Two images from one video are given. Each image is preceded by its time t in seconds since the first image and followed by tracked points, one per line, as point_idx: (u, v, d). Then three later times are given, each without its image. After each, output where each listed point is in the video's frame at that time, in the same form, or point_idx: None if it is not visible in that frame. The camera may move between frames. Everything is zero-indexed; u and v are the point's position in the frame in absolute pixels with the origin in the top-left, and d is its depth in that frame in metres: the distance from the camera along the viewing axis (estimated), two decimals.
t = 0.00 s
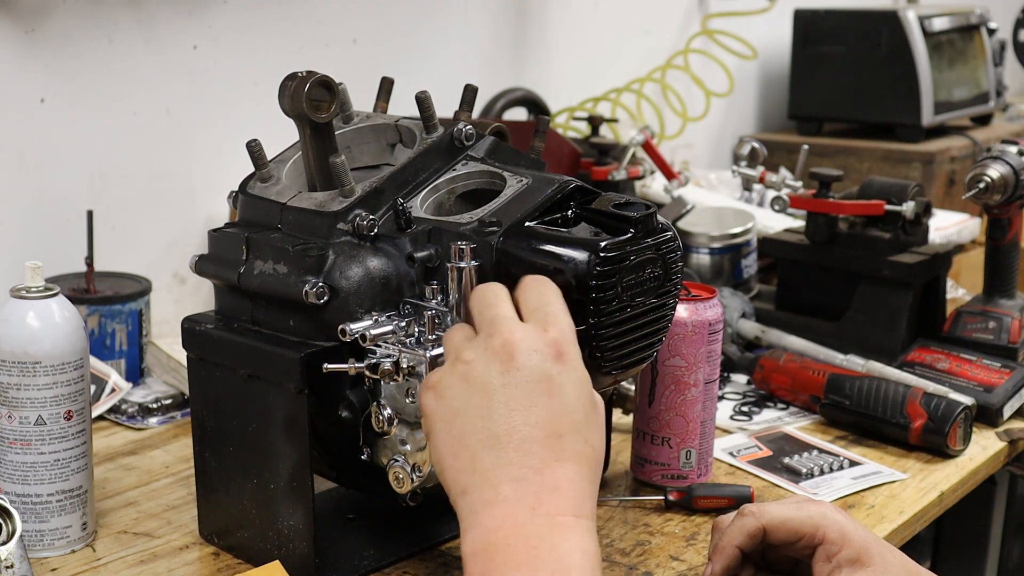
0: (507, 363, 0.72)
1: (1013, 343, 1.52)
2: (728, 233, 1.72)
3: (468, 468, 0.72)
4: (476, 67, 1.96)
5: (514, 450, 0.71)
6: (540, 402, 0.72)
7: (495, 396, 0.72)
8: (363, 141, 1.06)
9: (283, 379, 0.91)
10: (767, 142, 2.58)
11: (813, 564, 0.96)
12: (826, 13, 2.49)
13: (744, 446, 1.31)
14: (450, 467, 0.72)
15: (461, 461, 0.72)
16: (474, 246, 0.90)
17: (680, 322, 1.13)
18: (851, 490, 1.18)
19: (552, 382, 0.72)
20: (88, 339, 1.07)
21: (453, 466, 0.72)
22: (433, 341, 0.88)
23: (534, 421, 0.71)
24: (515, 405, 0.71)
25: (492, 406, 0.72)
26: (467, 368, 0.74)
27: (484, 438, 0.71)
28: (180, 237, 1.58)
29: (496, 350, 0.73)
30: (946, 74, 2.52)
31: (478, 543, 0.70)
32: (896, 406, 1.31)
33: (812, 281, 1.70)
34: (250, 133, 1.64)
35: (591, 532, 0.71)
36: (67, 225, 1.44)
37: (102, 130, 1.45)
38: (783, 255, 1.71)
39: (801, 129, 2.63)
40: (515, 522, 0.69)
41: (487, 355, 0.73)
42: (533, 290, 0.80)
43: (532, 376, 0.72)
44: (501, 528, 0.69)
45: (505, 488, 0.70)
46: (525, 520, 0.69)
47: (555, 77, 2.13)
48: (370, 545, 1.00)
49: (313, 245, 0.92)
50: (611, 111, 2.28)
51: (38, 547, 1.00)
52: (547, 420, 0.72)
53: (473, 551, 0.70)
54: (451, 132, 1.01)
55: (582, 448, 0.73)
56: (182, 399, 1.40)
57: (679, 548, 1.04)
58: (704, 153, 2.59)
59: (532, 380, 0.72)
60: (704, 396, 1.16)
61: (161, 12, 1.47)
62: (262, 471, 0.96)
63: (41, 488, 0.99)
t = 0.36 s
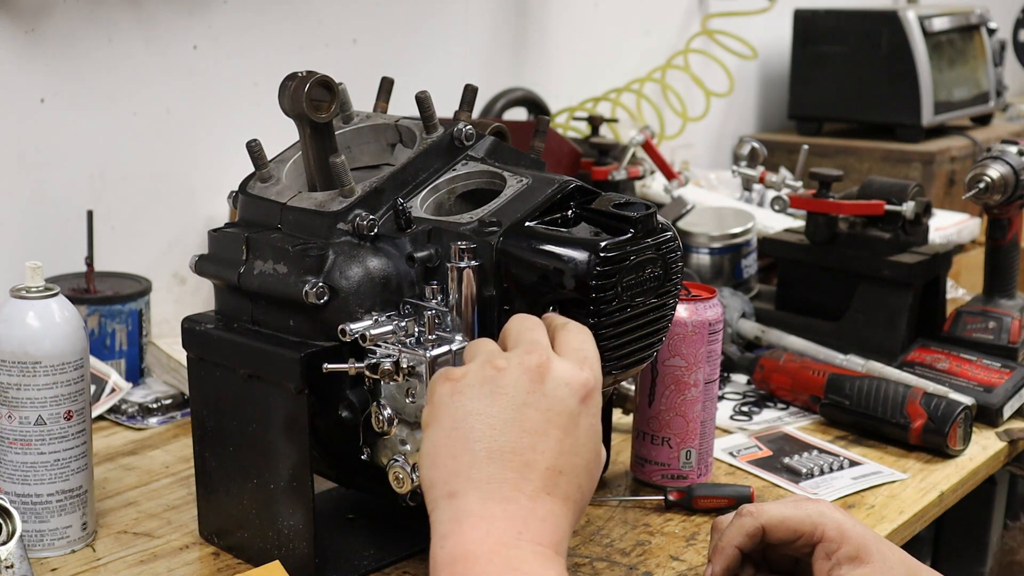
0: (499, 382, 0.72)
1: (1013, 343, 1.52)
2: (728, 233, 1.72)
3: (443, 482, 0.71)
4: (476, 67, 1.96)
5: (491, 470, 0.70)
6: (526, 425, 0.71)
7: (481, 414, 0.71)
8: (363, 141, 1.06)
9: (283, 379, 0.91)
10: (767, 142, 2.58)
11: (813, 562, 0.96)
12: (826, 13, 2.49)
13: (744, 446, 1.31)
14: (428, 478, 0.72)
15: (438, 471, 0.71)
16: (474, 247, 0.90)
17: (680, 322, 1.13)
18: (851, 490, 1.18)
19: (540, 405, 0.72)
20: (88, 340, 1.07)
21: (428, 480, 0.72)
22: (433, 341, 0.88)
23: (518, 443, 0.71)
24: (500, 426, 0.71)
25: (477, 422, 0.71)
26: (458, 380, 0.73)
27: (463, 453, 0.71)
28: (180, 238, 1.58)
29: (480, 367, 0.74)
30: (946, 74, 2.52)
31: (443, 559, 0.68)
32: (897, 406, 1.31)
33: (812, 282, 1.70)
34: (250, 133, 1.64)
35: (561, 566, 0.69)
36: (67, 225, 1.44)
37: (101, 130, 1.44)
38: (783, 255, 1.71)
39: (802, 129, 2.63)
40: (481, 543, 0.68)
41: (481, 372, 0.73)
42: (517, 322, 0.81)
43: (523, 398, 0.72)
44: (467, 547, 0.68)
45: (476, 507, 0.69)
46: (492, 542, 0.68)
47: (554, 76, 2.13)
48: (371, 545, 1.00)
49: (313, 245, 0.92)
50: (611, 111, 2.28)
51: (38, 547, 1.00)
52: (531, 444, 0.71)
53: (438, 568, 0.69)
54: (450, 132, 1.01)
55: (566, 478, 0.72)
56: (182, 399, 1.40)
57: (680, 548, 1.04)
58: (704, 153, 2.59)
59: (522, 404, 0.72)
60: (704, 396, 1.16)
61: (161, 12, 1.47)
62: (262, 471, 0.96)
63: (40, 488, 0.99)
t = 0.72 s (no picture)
0: (514, 370, 0.74)
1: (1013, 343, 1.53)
2: (729, 233, 1.72)
3: (438, 454, 0.70)
4: (475, 67, 1.96)
5: (491, 450, 0.70)
6: (532, 418, 0.72)
7: (491, 396, 0.72)
8: (363, 141, 1.06)
9: (283, 379, 0.91)
10: (767, 142, 2.58)
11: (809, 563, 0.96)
12: (826, 13, 2.49)
13: (744, 446, 1.31)
14: (424, 451, 0.71)
15: (438, 441, 0.70)
16: (474, 247, 0.90)
17: (680, 322, 1.13)
18: (851, 490, 1.18)
19: (549, 403, 0.73)
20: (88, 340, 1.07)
21: (423, 454, 0.71)
22: (433, 341, 0.88)
23: (521, 432, 0.71)
24: (507, 412, 0.72)
25: (486, 404, 0.72)
26: (474, 361, 0.75)
27: (468, 429, 0.71)
28: (180, 238, 1.58)
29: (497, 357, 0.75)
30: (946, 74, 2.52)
31: (429, 525, 0.67)
32: (897, 406, 1.31)
33: (812, 281, 1.70)
34: (250, 133, 1.64)
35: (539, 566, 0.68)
36: (67, 225, 1.44)
37: (101, 130, 1.44)
38: (783, 255, 1.71)
39: (802, 129, 2.63)
40: (471, 516, 0.67)
41: (497, 361, 0.75)
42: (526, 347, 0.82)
43: (533, 391, 0.73)
44: (455, 519, 0.66)
45: (470, 483, 0.68)
46: (481, 518, 0.67)
47: (554, 76, 2.13)
48: (371, 545, 1.00)
49: (313, 245, 0.92)
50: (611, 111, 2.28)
51: (38, 548, 1.00)
52: (533, 436, 0.71)
53: (419, 539, 0.67)
54: (451, 132, 1.01)
55: (557, 480, 0.72)
56: (182, 399, 1.40)
57: (679, 548, 1.04)
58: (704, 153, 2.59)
59: (532, 397, 0.73)
60: (704, 396, 1.16)
61: (161, 12, 1.47)
62: (262, 471, 0.96)
63: (40, 488, 0.99)
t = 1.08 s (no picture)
0: (520, 348, 0.74)
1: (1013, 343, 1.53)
2: (729, 233, 1.72)
3: (444, 421, 0.70)
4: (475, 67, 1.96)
5: (495, 421, 0.70)
6: (537, 393, 0.72)
7: (498, 369, 0.72)
8: (363, 141, 1.06)
9: (283, 378, 0.91)
10: (767, 142, 2.58)
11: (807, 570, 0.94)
12: (826, 13, 2.49)
13: (744, 446, 1.31)
14: (428, 417, 0.71)
15: (444, 409, 0.71)
16: (474, 246, 0.90)
17: (679, 322, 1.13)
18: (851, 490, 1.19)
19: (554, 381, 0.73)
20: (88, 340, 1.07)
21: (428, 420, 0.71)
22: (433, 341, 0.88)
23: (525, 405, 0.71)
24: (513, 385, 0.72)
25: (493, 375, 0.72)
26: (481, 338, 0.76)
27: (473, 399, 0.71)
28: (180, 237, 1.58)
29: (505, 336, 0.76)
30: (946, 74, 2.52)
31: (430, 486, 0.67)
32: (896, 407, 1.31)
33: (811, 282, 1.70)
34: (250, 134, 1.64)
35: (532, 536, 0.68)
36: (67, 225, 1.44)
37: (101, 130, 1.44)
38: (783, 255, 1.71)
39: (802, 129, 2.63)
40: (473, 482, 0.67)
41: (504, 337, 0.75)
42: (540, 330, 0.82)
43: (539, 368, 0.73)
44: (457, 484, 0.66)
45: (473, 450, 0.68)
46: (482, 484, 0.67)
47: (554, 76, 2.13)
48: (371, 545, 1.00)
49: (313, 245, 0.92)
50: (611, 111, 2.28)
51: (38, 548, 1.00)
52: (537, 411, 0.71)
53: (418, 500, 0.67)
54: (451, 132, 1.01)
55: (558, 456, 0.71)
56: (182, 399, 1.40)
57: (679, 548, 1.04)
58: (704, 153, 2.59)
59: (538, 374, 0.73)
60: (704, 396, 1.16)
61: (161, 12, 1.47)
62: (262, 471, 0.96)
63: (40, 488, 0.99)
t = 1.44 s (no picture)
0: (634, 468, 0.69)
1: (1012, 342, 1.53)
2: (728, 233, 1.72)
3: None
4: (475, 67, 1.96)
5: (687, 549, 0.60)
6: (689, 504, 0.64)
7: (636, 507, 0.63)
8: (363, 141, 1.06)
9: (283, 378, 0.91)
10: (767, 142, 2.58)
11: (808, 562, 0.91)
12: (826, 13, 2.49)
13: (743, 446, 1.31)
14: None
15: None
16: (473, 247, 0.90)
17: (680, 322, 1.13)
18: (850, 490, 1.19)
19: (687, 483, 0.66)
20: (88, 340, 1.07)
21: None
22: (433, 341, 0.88)
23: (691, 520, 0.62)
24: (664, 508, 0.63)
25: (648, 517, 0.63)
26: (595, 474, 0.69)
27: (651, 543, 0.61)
28: (180, 237, 1.58)
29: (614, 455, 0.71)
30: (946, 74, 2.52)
31: None
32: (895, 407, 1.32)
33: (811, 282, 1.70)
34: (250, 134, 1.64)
35: None
36: (66, 225, 1.44)
37: (100, 130, 1.44)
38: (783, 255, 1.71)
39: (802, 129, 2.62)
40: None
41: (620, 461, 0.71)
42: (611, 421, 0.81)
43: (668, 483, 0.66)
44: None
45: None
46: None
47: (554, 76, 2.13)
48: (371, 546, 1.00)
49: (313, 245, 0.92)
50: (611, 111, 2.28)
51: (38, 548, 1.00)
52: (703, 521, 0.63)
53: None
54: (451, 132, 1.01)
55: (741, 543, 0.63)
56: (182, 399, 1.40)
57: (680, 548, 1.04)
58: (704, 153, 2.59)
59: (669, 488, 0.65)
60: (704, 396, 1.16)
61: (161, 12, 1.47)
62: (262, 471, 0.96)
63: (40, 488, 1.00)
